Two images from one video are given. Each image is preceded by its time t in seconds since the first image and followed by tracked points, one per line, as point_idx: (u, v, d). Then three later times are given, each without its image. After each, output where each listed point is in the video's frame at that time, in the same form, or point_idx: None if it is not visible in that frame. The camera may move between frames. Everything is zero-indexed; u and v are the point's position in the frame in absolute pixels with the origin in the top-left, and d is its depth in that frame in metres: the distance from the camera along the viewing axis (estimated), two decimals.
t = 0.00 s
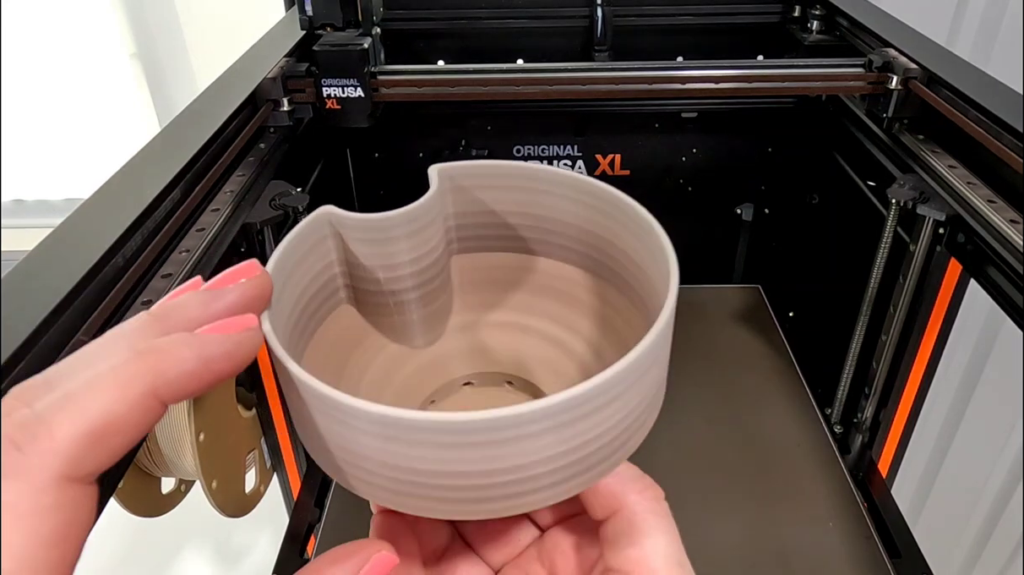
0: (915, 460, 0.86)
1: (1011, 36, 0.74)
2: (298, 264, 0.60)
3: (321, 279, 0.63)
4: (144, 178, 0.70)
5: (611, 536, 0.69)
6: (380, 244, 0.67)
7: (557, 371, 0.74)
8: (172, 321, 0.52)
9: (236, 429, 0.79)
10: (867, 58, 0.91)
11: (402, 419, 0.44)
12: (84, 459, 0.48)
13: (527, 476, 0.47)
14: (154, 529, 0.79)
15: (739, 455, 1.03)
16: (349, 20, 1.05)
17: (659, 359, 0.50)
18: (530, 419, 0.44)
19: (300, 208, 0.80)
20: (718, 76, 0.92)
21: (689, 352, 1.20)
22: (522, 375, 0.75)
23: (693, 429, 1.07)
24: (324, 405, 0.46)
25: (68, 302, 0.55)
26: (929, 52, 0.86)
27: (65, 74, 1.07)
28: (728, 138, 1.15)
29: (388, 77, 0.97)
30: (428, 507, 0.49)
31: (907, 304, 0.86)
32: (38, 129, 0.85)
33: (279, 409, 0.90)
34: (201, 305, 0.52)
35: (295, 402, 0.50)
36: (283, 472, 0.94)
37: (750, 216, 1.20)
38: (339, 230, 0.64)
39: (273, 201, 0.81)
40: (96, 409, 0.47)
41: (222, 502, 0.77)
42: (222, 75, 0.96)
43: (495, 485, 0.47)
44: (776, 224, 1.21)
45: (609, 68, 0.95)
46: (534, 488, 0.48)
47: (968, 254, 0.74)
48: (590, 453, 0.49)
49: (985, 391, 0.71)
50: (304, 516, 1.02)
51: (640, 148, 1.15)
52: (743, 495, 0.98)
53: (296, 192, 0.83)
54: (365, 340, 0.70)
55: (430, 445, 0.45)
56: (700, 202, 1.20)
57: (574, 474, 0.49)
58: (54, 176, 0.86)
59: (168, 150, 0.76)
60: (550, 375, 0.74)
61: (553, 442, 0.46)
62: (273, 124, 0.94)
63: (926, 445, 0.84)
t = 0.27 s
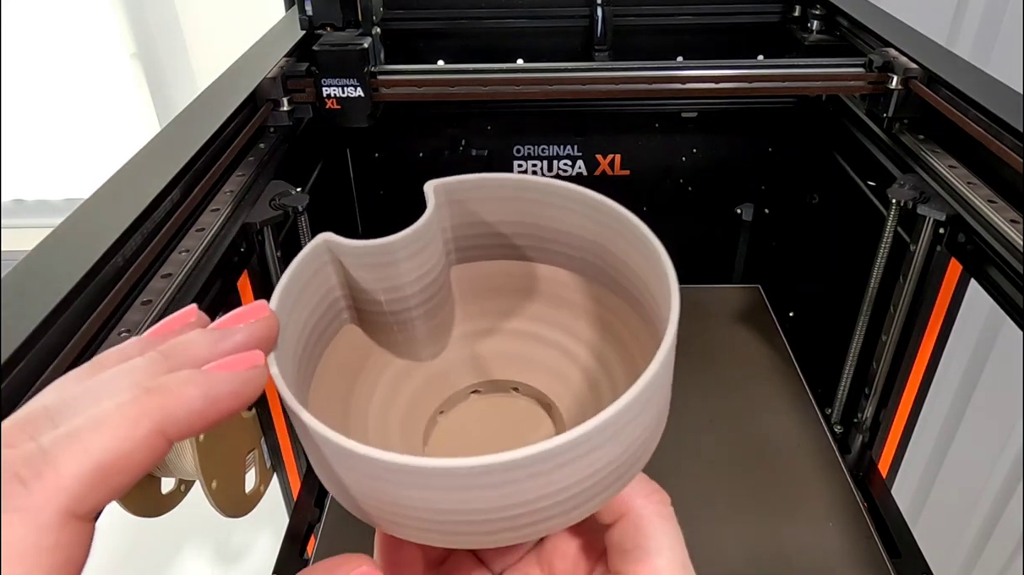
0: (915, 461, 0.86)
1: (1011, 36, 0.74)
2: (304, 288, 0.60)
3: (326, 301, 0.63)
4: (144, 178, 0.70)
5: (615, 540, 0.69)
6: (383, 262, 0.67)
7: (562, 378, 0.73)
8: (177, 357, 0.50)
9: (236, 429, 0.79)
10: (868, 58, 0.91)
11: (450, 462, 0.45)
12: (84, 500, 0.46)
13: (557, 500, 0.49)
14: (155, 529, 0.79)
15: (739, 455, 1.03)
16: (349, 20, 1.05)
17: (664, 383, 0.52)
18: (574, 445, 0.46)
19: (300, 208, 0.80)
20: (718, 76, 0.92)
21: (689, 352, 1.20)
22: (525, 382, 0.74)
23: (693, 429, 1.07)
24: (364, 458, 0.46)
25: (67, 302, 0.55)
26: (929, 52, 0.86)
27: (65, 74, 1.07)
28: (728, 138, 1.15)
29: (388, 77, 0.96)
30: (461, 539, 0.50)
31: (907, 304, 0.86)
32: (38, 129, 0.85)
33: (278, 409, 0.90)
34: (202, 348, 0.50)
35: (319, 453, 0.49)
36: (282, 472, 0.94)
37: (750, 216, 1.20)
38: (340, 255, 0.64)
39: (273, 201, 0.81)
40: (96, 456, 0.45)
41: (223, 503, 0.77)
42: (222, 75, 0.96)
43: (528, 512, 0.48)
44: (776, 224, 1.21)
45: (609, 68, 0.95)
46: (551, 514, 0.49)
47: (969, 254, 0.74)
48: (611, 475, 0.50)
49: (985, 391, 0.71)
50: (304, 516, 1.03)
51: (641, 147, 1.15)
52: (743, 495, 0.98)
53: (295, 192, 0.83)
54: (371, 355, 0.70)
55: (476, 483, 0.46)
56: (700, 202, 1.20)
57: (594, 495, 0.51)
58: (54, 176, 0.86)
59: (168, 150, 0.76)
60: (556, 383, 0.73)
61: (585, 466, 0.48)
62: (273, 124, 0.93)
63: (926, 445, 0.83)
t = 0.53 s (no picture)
0: (915, 460, 0.86)
1: (1011, 36, 0.74)
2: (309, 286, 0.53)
3: (334, 311, 0.55)
4: (146, 178, 0.70)
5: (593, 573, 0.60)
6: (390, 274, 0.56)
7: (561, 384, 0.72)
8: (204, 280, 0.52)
9: (236, 429, 0.79)
10: (867, 58, 0.91)
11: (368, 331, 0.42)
12: (142, 394, 0.49)
13: (501, 415, 0.44)
14: (157, 529, 0.79)
15: (740, 455, 1.03)
16: (349, 20, 1.05)
17: (640, 310, 0.47)
18: (503, 335, 0.42)
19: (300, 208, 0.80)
20: (718, 76, 0.92)
21: (691, 354, 1.20)
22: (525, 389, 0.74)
23: (694, 429, 1.08)
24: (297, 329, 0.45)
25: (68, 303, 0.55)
26: (929, 52, 0.86)
27: (65, 75, 1.07)
28: (728, 138, 1.14)
29: (388, 77, 0.97)
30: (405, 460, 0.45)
31: (907, 304, 0.86)
32: (39, 129, 0.85)
33: (279, 410, 0.90)
34: (224, 264, 0.54)
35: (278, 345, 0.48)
36: (282, 473, 0.94)
37: (750, 216, 1.19)
38: (367, 263, 0.56)
39: (273, 201, 0.81)
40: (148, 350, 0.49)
41: (223, 503, 0.77)
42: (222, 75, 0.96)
43: (466, 422, 0.44)
44: (776, 225, 1.21)
45: (608, 68, 0.95)
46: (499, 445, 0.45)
47: (969, 254, 0.74)
48: (569, 399, 0.45)
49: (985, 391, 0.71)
50: (305, 516, 1.03)
51: (640, 147, 1.15)
52: (745, 494, 0.98)
53: (295, 192, 0.83)
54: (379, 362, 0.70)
55: (394, 361, 0.42)
56: (700, 203, 1.20)
57: (552, 422, 0.45)
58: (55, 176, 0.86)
59: (169, 150, 0.76)
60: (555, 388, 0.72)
61: (525, 371, 0.43)
62: (273, 124, 0.93)
63: (926, 445, 0.84)
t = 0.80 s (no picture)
0: (915, 459, 0.86)
1: (1011, 36, 0.74)
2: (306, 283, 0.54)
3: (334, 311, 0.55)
4: (147, 178, 0.70)
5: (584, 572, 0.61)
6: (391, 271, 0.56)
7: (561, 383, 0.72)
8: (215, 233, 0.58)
9: (236, 429, 0.79)
10: (867, 58, 0.91)
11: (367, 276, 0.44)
12: (154, 337, 0.53)
13: (492, 366, 0.45)
14: (156, 529, 0.79)
15: (740, 455, 1.03)
16: (349, 20, 1.05)
17: (638, 276, 0.48)
18: (497, 283, 0.43)
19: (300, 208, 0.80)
20: (718, 76, 0.92)
21: (691, 354, 1.20)
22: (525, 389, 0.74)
23: (694, 428, 1.08)
24: (298, 281, 0.47)
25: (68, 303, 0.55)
26: (929, 52, 0.86)
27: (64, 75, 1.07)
28: (728, 138, 1.14)
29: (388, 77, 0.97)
30: (400, 412, 0.46)
31: (907, 304, 0.86)
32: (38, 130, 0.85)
33: (281, 410, 0.89)
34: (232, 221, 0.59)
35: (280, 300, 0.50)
36: (282, 473, 0.94)
37: (750, 216, 1.19)
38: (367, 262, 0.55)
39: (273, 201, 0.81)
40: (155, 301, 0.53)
41: (222, 502, 0.77)
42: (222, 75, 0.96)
43: (459, 372, 0.45)
44: (776, 226, 1.21)
45: (608, 68, 0.95)
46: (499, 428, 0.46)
47: (969, 254, 0.74)
48: (562, 356, 0.46)
49: (985, 391, 0.71)
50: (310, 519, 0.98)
51: (640, 148, 1.15)
52: (745, 493, 0.98)
53: (296, 192, 0.83)
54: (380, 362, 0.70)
55: (391, 306, 0.44)
56: (700, 203, 1.20)
57: (546, 380, 0.46)
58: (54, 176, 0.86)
59: (169, 150, 0.76)
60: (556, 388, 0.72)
61: (518, 321, 0.44)
62: (274, 124, 0.93)
63: (925, 445, 0.84)
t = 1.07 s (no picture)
0: (915, 459, 0.86)
1: (1011, 35, 0.73)
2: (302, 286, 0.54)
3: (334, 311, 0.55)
4: (147, 178, 0.70)
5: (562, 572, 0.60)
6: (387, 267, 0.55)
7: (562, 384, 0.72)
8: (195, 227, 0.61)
9: (235, 429, 0.79)
10: (867, 58, 0.91)
11: (337, 253, 0.44)
12: (142, 324, 0.54)
13: (471, 343, 0.44)
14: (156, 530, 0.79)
15: (740, 455, 1.03)
16: (349, 20, 1.05)
17: (613, 258, 0.49)
18: (469, 249, 0.43)
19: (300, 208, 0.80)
20: (718, 76, 0.92)
21: (691, 354, 1.20)
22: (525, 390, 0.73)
23: (694, 428, 1.08)
24: (273, 262, 0.47)
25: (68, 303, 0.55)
26: (930, 52, 0.85)
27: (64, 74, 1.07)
28: (728, 138, 1.14)
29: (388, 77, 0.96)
30: (387, 392, 0.45)
31: (907, 304, 0.86)
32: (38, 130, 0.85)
33: (281, 412, 0.89)
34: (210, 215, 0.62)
35: (258, 290, 0.50)
36: (282, 473, 0.93)
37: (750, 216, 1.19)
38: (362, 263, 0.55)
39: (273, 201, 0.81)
40: (141, 285, 0.54)
41: (222, 502, 0.77)
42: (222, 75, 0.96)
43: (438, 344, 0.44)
44: (776, 226, 1.21)
45: (608, 68, 0.95)
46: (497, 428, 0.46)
47: (969, 254, 0.74)
48: (541, 330, 0.46)
49: (985, 391, 0.71)
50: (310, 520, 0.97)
51: (640, 147, 1.15)
52: (746, 494, 0.98)
53: (295, 192, 0.83)
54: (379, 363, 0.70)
55: (370, 276, 0.44)
56: (700, 203, 1.20)
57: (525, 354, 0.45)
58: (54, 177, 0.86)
59: (169, 150, 0.76)
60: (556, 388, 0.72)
61: (492, 290, 0.44)
62: (273, 124, 0.93)
63: (925, 445, 0.84)
